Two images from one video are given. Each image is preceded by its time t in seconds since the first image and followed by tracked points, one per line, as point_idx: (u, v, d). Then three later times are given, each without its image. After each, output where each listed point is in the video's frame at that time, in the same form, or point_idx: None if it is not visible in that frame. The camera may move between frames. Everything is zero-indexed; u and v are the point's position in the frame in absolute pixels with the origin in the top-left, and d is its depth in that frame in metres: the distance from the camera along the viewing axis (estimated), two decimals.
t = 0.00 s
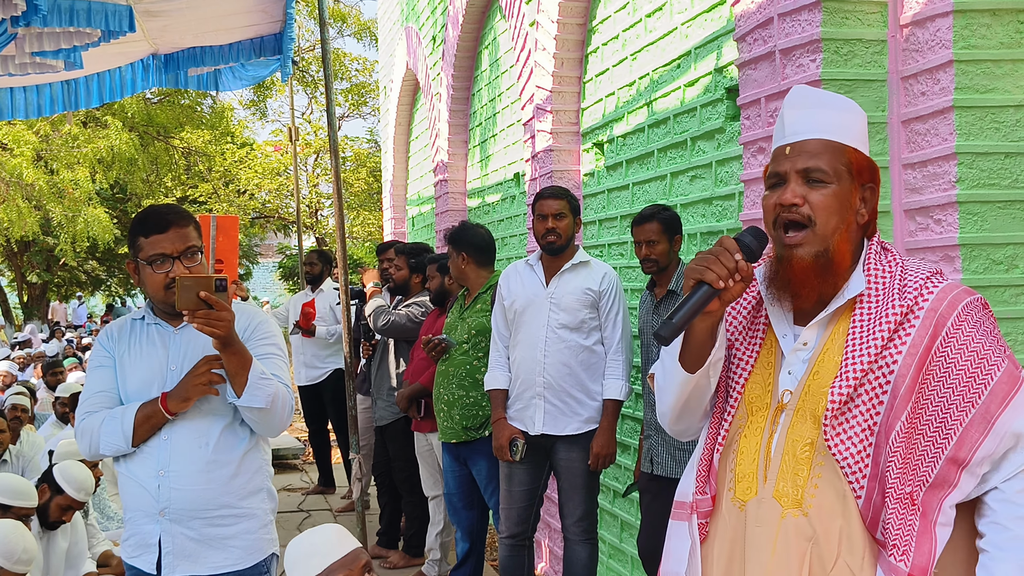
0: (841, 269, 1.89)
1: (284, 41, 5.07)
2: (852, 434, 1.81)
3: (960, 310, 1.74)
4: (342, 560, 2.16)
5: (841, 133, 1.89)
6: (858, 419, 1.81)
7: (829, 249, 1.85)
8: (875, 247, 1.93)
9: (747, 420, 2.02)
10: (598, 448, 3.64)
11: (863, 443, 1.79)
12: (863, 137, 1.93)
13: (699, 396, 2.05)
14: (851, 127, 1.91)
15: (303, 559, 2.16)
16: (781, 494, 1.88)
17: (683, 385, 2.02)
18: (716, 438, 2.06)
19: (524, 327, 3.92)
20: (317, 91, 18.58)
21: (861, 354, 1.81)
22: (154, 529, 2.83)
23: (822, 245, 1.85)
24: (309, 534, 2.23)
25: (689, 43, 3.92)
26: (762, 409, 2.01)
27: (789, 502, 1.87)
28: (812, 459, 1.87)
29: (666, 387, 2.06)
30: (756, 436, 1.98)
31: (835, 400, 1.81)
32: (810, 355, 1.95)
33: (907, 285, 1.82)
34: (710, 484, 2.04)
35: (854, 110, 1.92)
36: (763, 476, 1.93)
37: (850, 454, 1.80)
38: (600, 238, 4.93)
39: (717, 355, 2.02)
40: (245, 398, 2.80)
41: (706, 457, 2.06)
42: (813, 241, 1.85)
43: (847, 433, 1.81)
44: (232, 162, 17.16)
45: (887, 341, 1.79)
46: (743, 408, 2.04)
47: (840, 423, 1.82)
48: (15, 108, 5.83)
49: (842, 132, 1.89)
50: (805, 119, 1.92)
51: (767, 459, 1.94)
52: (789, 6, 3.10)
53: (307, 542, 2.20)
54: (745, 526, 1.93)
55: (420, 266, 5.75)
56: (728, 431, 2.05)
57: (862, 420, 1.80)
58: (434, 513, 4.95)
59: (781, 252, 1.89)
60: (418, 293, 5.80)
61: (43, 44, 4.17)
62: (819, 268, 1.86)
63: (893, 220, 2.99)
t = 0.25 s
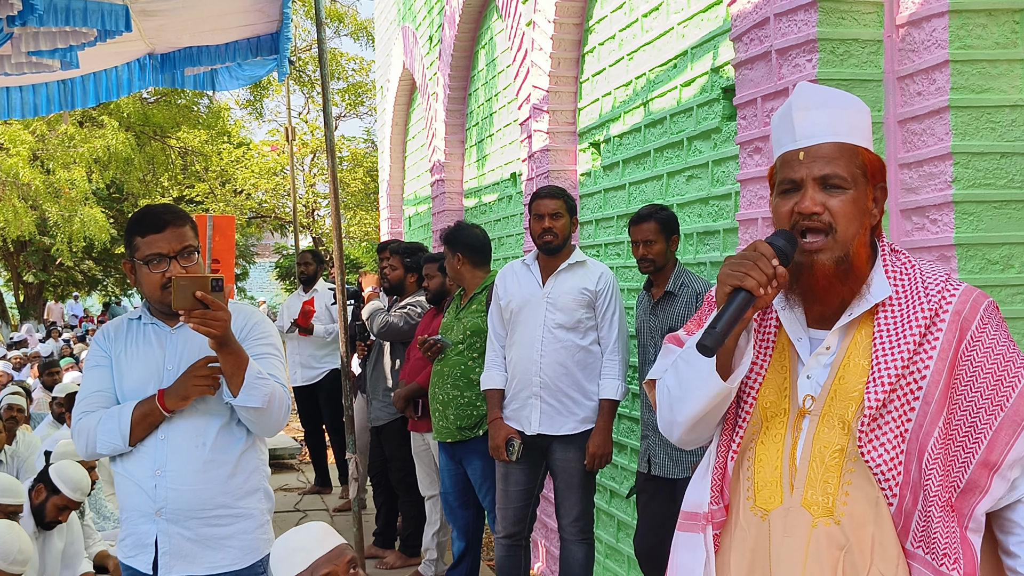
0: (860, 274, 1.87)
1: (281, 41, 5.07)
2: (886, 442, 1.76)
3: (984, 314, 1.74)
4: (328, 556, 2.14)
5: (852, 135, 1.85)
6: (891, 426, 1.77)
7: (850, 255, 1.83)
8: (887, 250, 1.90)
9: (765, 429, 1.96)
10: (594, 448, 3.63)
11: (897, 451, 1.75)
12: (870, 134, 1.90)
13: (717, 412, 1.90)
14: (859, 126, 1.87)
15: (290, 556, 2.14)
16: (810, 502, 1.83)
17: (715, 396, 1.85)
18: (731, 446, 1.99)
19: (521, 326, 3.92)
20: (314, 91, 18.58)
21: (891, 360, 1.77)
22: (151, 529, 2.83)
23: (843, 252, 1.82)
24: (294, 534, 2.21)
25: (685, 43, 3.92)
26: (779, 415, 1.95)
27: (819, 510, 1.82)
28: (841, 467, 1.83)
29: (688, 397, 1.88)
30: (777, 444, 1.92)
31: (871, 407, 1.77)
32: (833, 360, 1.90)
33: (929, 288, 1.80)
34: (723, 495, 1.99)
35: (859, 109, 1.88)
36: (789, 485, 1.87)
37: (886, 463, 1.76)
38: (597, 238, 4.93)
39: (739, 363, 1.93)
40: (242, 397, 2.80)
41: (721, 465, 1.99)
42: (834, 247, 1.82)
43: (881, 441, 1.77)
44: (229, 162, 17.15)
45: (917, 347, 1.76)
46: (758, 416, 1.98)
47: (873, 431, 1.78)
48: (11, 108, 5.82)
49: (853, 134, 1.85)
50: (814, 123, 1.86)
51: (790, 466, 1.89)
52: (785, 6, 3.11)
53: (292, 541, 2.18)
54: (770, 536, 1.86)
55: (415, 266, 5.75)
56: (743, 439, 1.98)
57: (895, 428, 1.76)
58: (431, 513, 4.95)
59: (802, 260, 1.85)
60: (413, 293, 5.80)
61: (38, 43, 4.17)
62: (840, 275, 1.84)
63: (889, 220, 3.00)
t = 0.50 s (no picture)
0: (864, 273, 1.83)
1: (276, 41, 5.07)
2: (905, 443, 1.72)
3: (994, 315, 1.73)
4: (313, 557, 2.16)
5: (859, 133, 1.81)
6: (911, 427, 1.73)
7: (855, 253, 1.78)
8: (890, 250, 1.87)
9: (775, 431, 1.89)
10: (589, 448, 3.64)
11: (917, 452, 1.72)
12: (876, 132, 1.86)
13: (727, 418, 1.81)
14: (864, 123, 1.83)
15: (274, 557, 2.16)
16: (829, 505, 1.77)
17: (730, 398, 1.75)
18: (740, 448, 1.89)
19: (515, 326, 3.92)
20: (309, 91, 18.57)
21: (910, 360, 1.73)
22: (145, 530, 2.82)
23: (848, 249, 1.78)
24: (282, 535, 2.23)
25: (680, 43, 3.92)
26: (790, 417, 1.88)
27: (838, 513, 1.76)
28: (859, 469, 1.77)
29: (697, 401, 1.79)
30: (790, 446, 1.85)
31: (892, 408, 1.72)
32: (846, 361, 1.85)
33: (940, 287, 1.78)
34: (732, 500, 1.89)
35: (864, 106, 1.84)
36: (805, 488, 1.81)
37: (906, 464, 1.71)
38: (591, 238, 4.94)
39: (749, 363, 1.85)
40: (236, 398, 2.80)
41: (730, 468, 1.90)
42: (838, 244, 1.78)
43: (900, 442, 1.73)
44: (225, 162, 17.15)
45: (934, 346, 1.73)
46: (767, 417, 1.90)
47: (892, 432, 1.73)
48: (6, 108, 5.82)
49: (858, 132, 1.81)
50: (818, 122, 1.82)
51: (806, 467, 1.82)
52: (780, 6, 3.11)
53: (279, 542, 2.21)
54: (788, 540, 1.79)
55: (409, 266, 5.74)
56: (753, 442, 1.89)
57: (914, 428, 1.72)
58: (426, 513, 4.95)
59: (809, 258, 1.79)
60: (407, 293, 5.80)
61: (32, 43, 4.16)
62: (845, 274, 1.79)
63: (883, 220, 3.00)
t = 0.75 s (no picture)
0: (863, 274, 1.83)
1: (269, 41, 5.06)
2: (901, 446, 1.72)
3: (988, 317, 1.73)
4: (301, 561, 2.16)
5: (858, 132, 1.80)
6: (907, 430, 1.72)
7: (856, 254, 1.78)
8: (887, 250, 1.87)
9: (771, 430, 1.89)
10: (582, 449, 3.64)
11: (912, 455, 1.72)
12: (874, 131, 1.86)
13: (723, 415, 1.81)
14: (863, 122, 1.82)
15: (262, 560, 2.16)
16: (824, 506, 1.77)
17: (728, 393, 1.75)
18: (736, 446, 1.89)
19: (508, 326, 3.92)
20: (303, 91, 18.55)
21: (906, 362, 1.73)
22: (137, 530, 2.82)
23: (849, 251, 1.78)
24: (269, 538, 2.23)
25: (673, 43, 3.92)
26: (785, 417, 1.87)
27: (833, 514, 1.76)
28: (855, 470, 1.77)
29: (696, 397, 1.78)
30: (787, 446, 1.85)
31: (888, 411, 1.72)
32: (842, 362, 1.84)
33: (936, 289, 1.78)
34: (726, 500, 1.89)
35: (863, 105, 1.83)
36: (802, 489, 1.81)
37: (902, 467, 1.72)
38: (584, 238, 4.94)
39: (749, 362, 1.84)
40: (229, 398, 2.79)
41: (726, 467, 1.89)
42: (840, 246, 1.77)
43: (895, 445, 1.73)
44: (219, 162, 17.13)
45: (931, 349, 1.72)
46: (763, 417, 1.89)
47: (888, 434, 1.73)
48: None
49: (857, 131, 1.80)
50: (819, 120, 1.81)
51: (802, 468, 1.82)
52: (772, 6, 3.11)
53: (266, 545, 2.21)
54: (782, 541, 1.79)
55: (401, 266, 5.73)
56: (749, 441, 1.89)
57: (910, 431, 1.72)
58: (419, 514, 4.94)
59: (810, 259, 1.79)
60: (399, 293, 5.79)
61: (25, 43, 4.16)
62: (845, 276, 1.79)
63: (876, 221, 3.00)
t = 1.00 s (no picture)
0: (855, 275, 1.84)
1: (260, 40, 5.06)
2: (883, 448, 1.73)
3: (978, 319, 1.72)
4: (289, 564, 2.16)
5: (851, 132, 1.81)
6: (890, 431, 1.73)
7: (848, 255, 1.79)
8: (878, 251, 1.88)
9: (755, 429, 1.90)
10: (573, 448, 3.64)
11: (894, 457, 1.72)
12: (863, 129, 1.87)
13: (711, 413, 1.81)
14: (855, 121, 1.83)
15: (250, 564, 2.15)
16: (805, 507, 1.77)
17: (715, 393, 1.75)
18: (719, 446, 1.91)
19: (500, 325, 3.92)
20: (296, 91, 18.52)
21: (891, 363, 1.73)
22: (127, 530, 2.81)
23: (841, 252, 1.79)
24: (256, 542, 2.23)
25: (664, 43, 3.93)
26: (771, 417, 1.89)
27: (815, 516, 1.76)
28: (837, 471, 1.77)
29: (683, 395, 1.79)
30: (771, 446, 1.86)
31: (870, 412, 1.72)
32: (829, 363, 1.85)
33: (925, 289, 1.77)
34: (711, 497, 1.90)
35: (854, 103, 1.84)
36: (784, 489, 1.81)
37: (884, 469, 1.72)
38: (576, 238, 4.94)
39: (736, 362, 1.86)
40: (220, 398, 2.79)
41: (710, 466, 1.91)
42: (833, 247, 1.78)
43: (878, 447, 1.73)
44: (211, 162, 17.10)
45: (916, 350, 1.73)
46: (749, 416, 1.90)
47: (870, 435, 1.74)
48: None
49: (850, 130, 1.81)
50: (815, 119, 1.81)
51: (785, 468, 1.82)
52: (763, 6, 3.12)
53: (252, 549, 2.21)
54: (763, 540, 1.79)
55: (392, 266, 5.73)
56: (733, 440, 1.91)
57: (893, 433, 1.73)
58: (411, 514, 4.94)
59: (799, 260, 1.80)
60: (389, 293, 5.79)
61: (14, 41, 4.15)
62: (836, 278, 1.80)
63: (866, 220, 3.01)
